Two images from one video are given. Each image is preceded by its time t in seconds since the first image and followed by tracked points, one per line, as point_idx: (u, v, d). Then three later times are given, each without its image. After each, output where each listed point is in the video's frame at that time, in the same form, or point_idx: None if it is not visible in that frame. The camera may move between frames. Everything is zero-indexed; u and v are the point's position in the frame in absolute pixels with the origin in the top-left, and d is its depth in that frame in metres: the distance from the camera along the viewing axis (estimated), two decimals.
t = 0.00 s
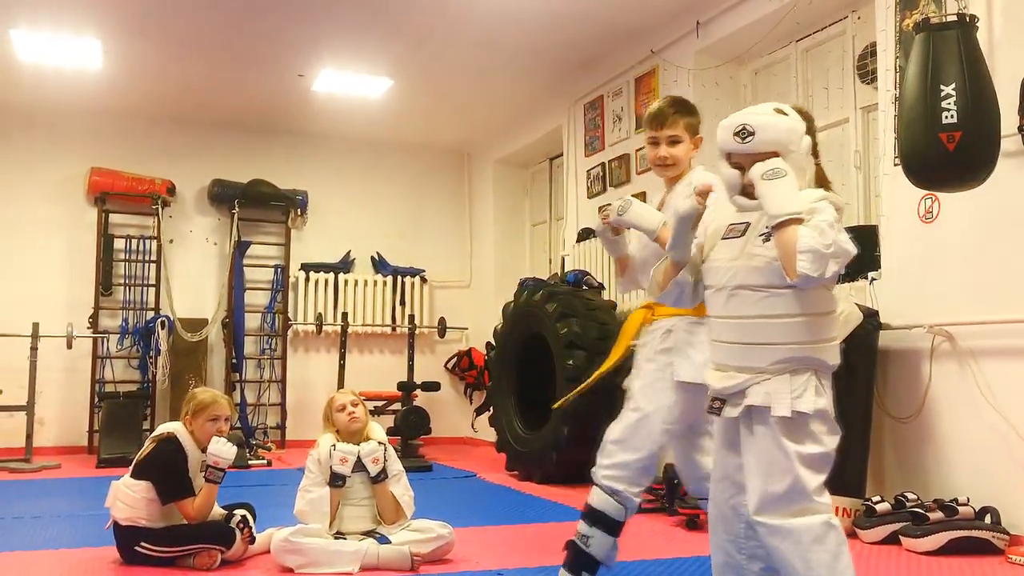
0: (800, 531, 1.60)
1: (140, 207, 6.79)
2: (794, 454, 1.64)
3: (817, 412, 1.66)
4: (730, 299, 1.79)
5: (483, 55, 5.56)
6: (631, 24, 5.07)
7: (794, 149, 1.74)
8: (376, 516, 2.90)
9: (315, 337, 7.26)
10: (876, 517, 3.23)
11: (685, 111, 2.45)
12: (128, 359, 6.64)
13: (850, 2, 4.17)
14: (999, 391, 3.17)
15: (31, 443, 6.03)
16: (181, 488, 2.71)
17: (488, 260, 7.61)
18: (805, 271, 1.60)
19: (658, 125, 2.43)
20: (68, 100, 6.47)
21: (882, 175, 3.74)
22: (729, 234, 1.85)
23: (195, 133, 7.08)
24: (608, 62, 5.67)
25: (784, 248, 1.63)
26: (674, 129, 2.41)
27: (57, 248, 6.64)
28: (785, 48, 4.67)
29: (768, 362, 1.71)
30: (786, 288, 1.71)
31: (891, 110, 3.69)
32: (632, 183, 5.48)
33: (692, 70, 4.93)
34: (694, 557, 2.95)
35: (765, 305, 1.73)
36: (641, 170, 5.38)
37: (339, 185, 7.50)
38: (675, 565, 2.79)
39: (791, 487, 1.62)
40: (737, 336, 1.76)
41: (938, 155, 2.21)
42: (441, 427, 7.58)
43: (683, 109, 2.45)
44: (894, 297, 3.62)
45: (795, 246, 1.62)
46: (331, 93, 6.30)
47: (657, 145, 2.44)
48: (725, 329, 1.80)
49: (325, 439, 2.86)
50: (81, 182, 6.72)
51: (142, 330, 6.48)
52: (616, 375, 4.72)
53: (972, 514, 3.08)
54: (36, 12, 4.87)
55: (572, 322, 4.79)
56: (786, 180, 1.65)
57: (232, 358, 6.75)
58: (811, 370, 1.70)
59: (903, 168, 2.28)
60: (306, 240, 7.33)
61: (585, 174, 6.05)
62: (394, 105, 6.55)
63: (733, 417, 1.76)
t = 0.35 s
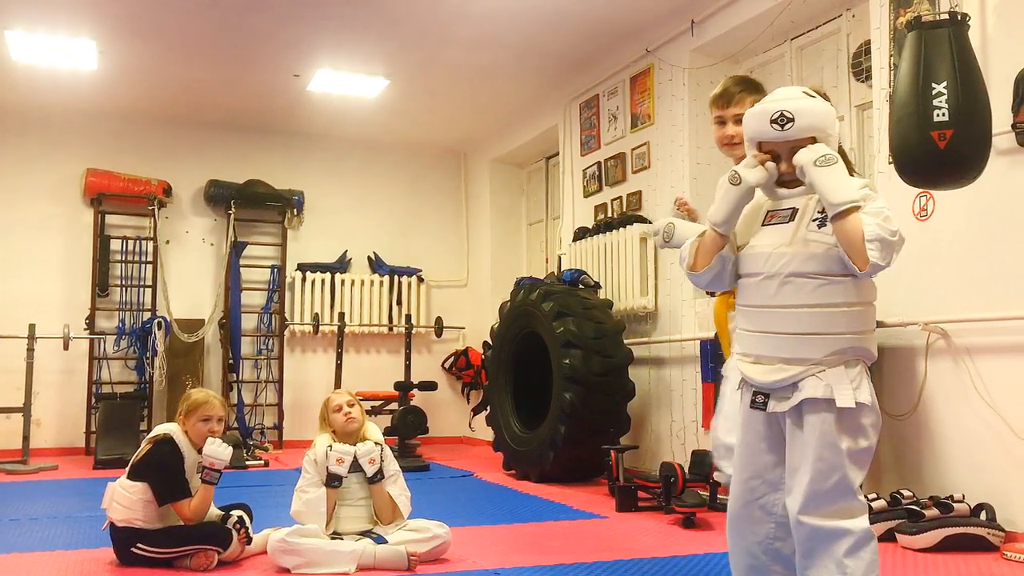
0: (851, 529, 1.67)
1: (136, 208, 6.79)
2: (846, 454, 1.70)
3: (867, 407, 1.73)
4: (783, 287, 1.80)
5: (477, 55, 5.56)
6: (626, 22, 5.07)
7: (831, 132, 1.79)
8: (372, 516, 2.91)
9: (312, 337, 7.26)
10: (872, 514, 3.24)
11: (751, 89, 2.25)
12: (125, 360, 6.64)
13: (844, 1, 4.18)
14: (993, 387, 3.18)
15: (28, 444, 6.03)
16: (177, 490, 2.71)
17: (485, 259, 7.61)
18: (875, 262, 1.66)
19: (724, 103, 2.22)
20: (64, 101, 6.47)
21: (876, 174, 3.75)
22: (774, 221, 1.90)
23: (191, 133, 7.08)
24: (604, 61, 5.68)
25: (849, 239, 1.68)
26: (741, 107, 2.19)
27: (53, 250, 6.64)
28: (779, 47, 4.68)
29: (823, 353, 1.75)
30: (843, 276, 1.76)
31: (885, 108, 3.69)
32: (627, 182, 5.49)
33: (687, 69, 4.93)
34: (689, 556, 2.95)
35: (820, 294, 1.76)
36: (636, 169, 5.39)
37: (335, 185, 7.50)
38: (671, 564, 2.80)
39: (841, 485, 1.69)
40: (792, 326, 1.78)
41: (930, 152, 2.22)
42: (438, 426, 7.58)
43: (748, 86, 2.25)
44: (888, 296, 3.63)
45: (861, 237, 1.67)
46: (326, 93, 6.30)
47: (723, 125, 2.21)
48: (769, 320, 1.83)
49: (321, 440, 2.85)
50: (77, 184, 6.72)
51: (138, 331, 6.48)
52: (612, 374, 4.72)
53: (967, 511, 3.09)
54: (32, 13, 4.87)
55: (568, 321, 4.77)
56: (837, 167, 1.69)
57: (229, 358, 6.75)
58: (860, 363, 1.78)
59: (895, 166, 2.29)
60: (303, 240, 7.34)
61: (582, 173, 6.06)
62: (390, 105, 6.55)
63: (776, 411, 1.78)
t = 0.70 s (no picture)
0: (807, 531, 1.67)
1: (127, 213, 6.77)
2: (808, 455, 1.71)
3: (832, 411, 1.73)
4: (752, 293, 1.87)
5: (468, 57, 5.56)
6: (617, 24, 5.08)
7: (796, 144, 1.81)
8: (364, 520, 2.90)
9: (304, 341, 7.25)
10: (863, 514, 3.25)
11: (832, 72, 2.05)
12: (116, 365, 6.62)
13: (833, 2, 4.19)
14: (982, 386, 3.19)
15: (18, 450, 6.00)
16: (167, 495, 2.70)
17: (477, 261, 7.61)
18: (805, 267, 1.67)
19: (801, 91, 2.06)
20: (54, 106, 6.45)
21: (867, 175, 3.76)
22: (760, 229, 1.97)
23: (182, 137, 7.07)
24: (595, 63, 5.68)
25: (790, 246, 1.71)
26: (818, 93, 2.01)
27: (43, 255, 6.62)
28: (769, 48, 4.70)
29: (788, 358, 1.79)
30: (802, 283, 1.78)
31: (874, 109, 3.71)
32: (619, 183, 5.49)
33: (677, 70, 4.94)
34: (680, 558, 2.95)
35: (783, 299, 1.80)
36: (627, 171, 5.39)
37: (327, 188, 7.50)
38: (663, 566, 2.80)
39: (805, 485, 1.69)
40: (760, 333, 1.85)
41: (920, 155, 2.24)
42: (431, 429, 7.57)
43: (829, 70, 2.04)
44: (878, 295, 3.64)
45: (797, 245, 1.69)
46: (317, 96, 6.30)
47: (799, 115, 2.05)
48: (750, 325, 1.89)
49: (312, 444, 2.85)
50: (67, 189, 6.70)
51: (129, 336, 6.46)
52: (605, 376, 4.72)
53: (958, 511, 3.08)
54: (20, 18, 4.86)
55: (560, 323, 4.78)
56: (782, 179, 1.75)
57: (221, 363, 6.74)
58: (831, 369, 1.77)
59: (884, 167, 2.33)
60: (294, 244, 7.33)
61: (573, 175, 6.06)
62: (381, 107, 6.55)
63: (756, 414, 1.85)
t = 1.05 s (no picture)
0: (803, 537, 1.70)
1: (122, 220, 6.77)
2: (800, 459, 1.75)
3: (813, 414, 1.74)
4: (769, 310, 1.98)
5: (462, 64, 5.57)
6: (610, 31, 5.09)
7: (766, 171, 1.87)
8: (360, 529, 2.90)
9: (299, 348, 7.24)
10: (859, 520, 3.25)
11: (886, 65, 2.00)
12: (111, 373, 6.61)
13: (826, 9, 4.22)
14: (977, 391, 3.20)
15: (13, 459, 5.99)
16: (164, 504, 2.70)
17: (472, 268, 7.61)
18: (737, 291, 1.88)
19: (854, 85, 2.00)
20: (48, 114, 6.45)
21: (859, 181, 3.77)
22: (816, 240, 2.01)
23: (176, 145, 7.07)
24: (588, 70, 5.70)
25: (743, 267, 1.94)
26: (874, 91, 1.97)
27: (38, 263, 6.61)
28: (762, 55, 4.71)
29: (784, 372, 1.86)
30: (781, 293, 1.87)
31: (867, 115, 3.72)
32: (613, 190, 5.51)
33: (670, 77, 4.95)
34: (678, 564, 2.95)
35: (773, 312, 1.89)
36: (621, 177, 5.41)
37: (322, 196, 7.50)
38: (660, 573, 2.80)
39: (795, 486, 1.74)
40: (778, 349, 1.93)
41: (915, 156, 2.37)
42: (427, 436, 7.57)
43: (882, 62, 2.00)
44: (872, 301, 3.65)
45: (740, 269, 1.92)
46: (311, 103, 6.30)
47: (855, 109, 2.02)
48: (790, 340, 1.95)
49: (310, 451, 2.86)
50: (62, 197, 6.70)
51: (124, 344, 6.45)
52: (600, 382, 4.72)
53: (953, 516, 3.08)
54: (14, 26, 4.85)
55: (555, 330, 4.79)
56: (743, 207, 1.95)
57: (216, 370, 6.73)
58: (818, 374, 1.75)
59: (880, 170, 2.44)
60: (289, 251, 7.33)
61: (567, 181, 6.08)
62: (375, 114, 6.56)
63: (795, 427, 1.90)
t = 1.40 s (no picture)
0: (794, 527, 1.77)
1: (115, 228, 6.75)
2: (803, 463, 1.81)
3: (817, 421, 1.78)
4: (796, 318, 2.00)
5: (455, 73, 5.57)
6: (604, 39, 5.09)
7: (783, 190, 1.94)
8: (355, 539, 2.88)
9: (293, 356, 7.23)
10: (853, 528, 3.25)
11: (890, 80, 2.04)
12: (104, 381, 6.59)
13: (820, 18, 4.23)
14: (970, 399, 3.20)
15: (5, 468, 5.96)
16: (156, 513, 2.69)
17: (466, 276, 7.61)
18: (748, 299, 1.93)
19: (856, 101, 2.05)
20: (42, 121, 6.43)
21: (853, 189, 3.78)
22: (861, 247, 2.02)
23: (170, 153, 7.06)
24: (582, 78, 5.71)
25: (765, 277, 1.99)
26: (875, 108, 2.02)
27: (31, 271, 6.59)
28: (755, 63, 4.73)
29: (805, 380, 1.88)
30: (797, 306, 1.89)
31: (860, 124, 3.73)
32: (607, 198, 5.51)
33: (664, 86, 4.96)
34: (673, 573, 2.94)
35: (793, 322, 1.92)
36: (616, 185, 5.41)
37: (316, 203, 7.49)
38: None
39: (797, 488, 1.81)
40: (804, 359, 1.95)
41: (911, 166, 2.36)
42: (421, 444, 7.55)
43: (888, 78, 2.03)
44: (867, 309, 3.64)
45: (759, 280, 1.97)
46: (306, 111, 6.30)
47: (858, 125, 2.08)
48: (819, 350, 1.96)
49: (307, 459, 2.84)
50: (55, 205, 6.68)
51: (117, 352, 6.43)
52: (594, 391, 4.72)
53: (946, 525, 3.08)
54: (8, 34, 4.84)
55: (549, 338, 4.78)
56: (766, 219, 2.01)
57: (209, 378, 6.72)
58: (828, 383, 1.78)
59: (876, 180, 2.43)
60: (283, 259, 7.32)
61: (561, 189, 6.08)
62: (369, 122, 6.56)
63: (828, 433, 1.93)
